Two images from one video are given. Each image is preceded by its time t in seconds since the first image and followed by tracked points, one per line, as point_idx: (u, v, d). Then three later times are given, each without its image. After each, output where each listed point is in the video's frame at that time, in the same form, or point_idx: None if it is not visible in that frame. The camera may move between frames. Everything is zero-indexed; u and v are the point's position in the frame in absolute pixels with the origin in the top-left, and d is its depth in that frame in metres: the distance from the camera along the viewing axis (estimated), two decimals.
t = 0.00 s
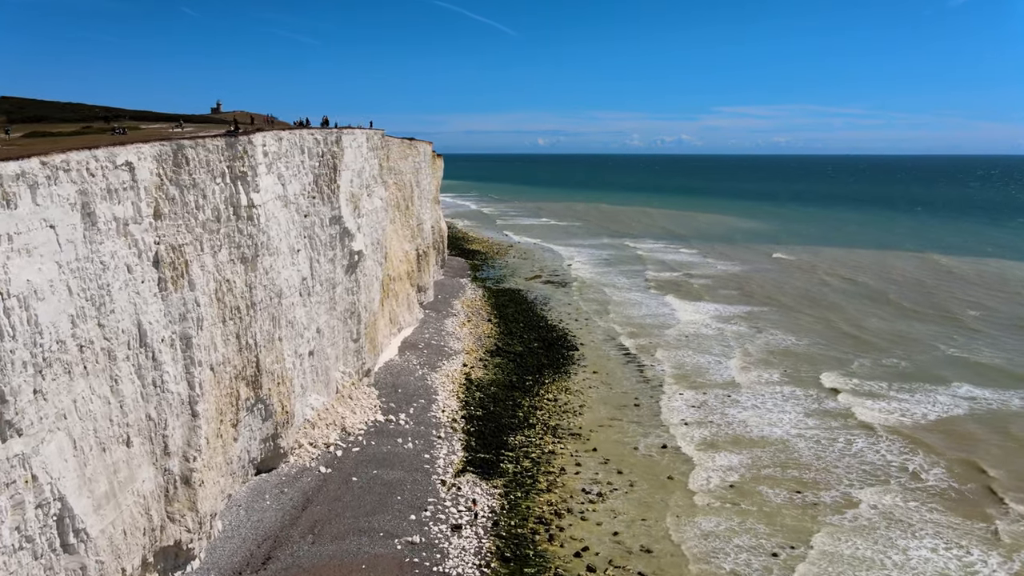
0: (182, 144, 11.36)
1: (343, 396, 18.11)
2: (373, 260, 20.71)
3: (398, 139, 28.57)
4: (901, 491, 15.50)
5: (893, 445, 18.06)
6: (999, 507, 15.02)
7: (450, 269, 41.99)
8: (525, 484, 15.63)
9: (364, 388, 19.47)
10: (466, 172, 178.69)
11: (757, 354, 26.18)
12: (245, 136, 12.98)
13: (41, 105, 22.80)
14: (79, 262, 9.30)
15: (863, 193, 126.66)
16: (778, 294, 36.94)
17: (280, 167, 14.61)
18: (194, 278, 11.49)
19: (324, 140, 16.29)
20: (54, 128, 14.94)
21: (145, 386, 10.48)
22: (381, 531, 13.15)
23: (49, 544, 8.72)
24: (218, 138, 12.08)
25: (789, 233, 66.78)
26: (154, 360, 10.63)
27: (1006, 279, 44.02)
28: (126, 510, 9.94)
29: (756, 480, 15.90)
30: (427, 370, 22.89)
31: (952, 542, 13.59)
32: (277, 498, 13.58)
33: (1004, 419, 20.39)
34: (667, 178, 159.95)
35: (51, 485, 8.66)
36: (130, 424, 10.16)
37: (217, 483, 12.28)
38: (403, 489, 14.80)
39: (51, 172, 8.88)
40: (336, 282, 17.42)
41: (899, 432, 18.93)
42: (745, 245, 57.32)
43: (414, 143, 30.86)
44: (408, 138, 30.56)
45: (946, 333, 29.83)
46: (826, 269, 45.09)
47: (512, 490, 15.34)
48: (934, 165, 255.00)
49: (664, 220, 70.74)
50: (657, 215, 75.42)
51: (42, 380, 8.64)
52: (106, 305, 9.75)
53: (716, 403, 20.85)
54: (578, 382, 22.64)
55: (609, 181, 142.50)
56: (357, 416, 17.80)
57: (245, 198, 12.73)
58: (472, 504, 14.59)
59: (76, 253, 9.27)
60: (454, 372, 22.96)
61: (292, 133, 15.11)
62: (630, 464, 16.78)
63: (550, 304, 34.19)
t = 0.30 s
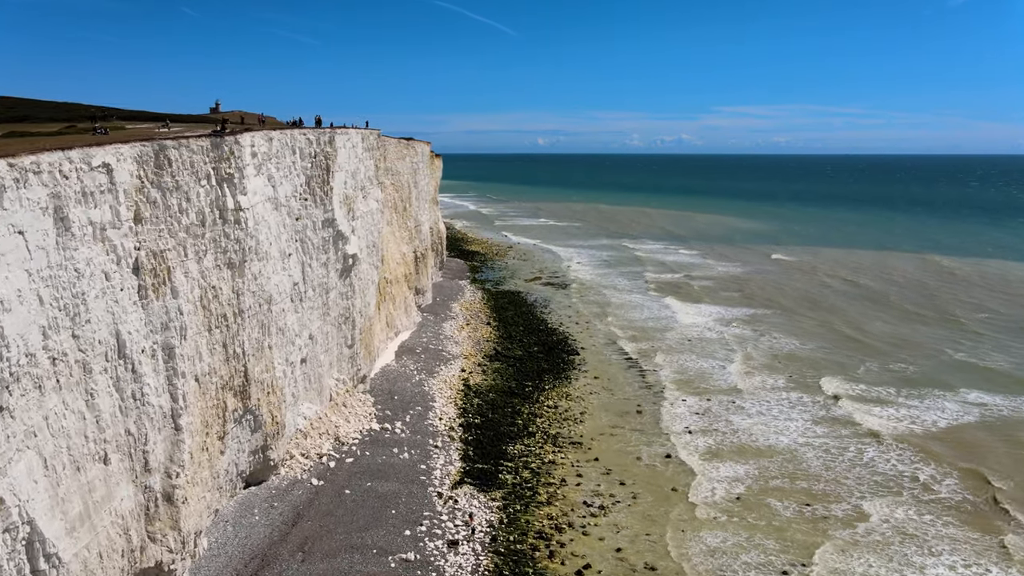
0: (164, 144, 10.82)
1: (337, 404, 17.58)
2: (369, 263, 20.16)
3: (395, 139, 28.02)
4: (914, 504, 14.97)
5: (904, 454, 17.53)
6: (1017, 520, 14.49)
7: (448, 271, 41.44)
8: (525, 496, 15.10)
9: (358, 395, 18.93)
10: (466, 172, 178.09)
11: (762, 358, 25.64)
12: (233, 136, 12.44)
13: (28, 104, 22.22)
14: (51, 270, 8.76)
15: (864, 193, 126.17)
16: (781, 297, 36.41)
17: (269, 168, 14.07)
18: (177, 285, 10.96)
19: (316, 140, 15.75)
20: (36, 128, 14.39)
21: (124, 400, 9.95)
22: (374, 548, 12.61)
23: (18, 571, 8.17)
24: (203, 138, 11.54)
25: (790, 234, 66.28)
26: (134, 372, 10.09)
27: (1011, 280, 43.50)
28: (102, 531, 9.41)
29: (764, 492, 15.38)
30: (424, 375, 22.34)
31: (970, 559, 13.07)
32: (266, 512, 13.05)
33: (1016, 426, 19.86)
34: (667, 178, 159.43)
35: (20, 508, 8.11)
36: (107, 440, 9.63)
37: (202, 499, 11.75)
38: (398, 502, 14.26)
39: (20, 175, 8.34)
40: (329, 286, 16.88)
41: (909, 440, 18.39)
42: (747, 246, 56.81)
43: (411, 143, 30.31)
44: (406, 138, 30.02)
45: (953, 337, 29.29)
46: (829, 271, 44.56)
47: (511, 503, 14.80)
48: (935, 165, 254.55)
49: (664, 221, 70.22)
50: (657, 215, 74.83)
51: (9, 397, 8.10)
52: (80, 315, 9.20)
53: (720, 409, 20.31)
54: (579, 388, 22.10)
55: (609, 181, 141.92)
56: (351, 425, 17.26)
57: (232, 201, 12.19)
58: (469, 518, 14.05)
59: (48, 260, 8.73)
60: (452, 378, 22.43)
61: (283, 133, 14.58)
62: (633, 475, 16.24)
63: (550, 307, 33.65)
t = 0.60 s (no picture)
0: (144, 144, 10.27)
1: (331, 413, 17.04)
2: (364, 267, 19.61)
3: (392, 139, 27.47)
4: (928, 517, 14.43)
5: (916, 464, 16.98)
6: None
7: (447, 273, 40.88)
8: (524, 510, 14.56)
9: (353, 403, 18.39)
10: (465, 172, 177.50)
11: (766, 363, 25.09)
12: (218, 136, 11.90)
13: (14, 103, 21.64)
14: (20, 280, 8.20)
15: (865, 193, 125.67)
16: (784, 299, 35.88)
17: (258, 169, 13.53)
18: (158, 293, 10.42)
19: (308, 141, 15.21)
20: (16, 128, 13.84)
21: (100, 415, 9.40)
22: (366, 567, 12.08)
23: None
24: (186, 138, 11.00)
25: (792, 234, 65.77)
26: (111, 386, 9.54)
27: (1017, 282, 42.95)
28: (75, 555, 8.88)
29: (772, 505, 14.84)
30: (421, 381, 21.80)
31: None
32: (254, 529, 12.51)
33: None
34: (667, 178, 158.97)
35: None
36: (81, 458, 9.08)
37: (186, 516, 11.21)
38: (392, 517, 13.72)
39: None
40: (322, 292, 16.33)
41: (921, 449, 17.85)
42: (748, 247, 56.27)
43: (408, 143, 29.76)
44: (403, 138, 29.47)
45: (960, 341, 28.76)
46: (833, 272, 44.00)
47: (510, 516, 14.26)
48: (935, 165, 253.98)
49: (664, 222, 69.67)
50: (658, 216, 74.29)
51: None
52: (52, 327, 8.64)
53: (725, 417, 19.77)
54: (580, 394, 21.57)
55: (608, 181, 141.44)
56: (345, 435, 16.72)
57: (217, 205, 11.65)
58: (465, 533, 13.51)
59: (16, 269, 8.17)
60: (449, 384, 21.88)
61: (273, 133, 14.05)
62: (636, 487, 15.70)
63: (550, 310, 33.09)
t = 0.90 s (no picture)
0: (122, 145, 9.71)
1: (323, 422, 16.49)
2: (358, 271, 19.06)
3: (389, 139, 26.93)
4: (944, 533, 13.89)
5: (929, 475, 16.45)
6: None
7: (446, 275, 40.33)
8: (523, 525, 14.02)
9: (347, 412, 17.85)
10: (464, 172, 176.90)
11: (771, 369, 24.55)
12: (202, 136, 11.34)
13: None
14: None
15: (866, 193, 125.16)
16: (787, 302, 35.35)
17: (245, 171, 12.97)
18: (136, 302, 9.88)
19: (299, 141, 14.66)
20: None
21: (72, 433, 8.85)
22: None
23: None
24: (167, 139, 10.43)
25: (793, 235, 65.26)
26: (84, 402, 8.99)
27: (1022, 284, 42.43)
28: None
29: (781, 519, 14.32)
30: (418, 388, 21.26)
31: None
32: (241, 547, 11.97)
33: None
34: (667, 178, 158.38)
35: None
36: (52, 479, 8.54)
37: (167, 536, 10.67)
38: (386, 533, 13.18)
39: None
40: (314, 297, 15.79)
41: (933, 459, 17.32)
42: (750, 248, 55.73)
43: (406, 143, 29.23)
44: (400, 138, 28.93)
45: (968, 345, 28.23)
46: (836, 274, 43.47)
47: (509, 532, 13.72)
48: (936, 165, 253.64)
49: (666, 223, 68.88)
50: (658, 217, 73.74)
51: None
52: (19, 340, 8.08)
53: (730, 425, 19.23)
54: (581, 401, 21.04)
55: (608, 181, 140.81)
56: (338, 445, 16.18)
57: (201, 209, 11.10)
58: (461, 550, 12.96)
59: None
60: (447, 390, 21.33)
61: (261, 133, 13.50)
62: (639, 500, 15.16)
63: (550, 313, 32.56)
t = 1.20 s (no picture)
0: (97, 146, 9.16)
1: (316, 433, 15.93)
2: (353, 276, 18.51)
3: (385, 139, 26.37)
4: (962, 550, 13.35)
5: (943, 487, 15.91)
6: None
7: (444, 276, 39.78)
8: (522, 541, 13.47)
9: (341, 421, 17.30)
10: (464, 172, 176.32)
11: (776, 375, 24.00)
12: (184, 136, 10.79)
13: None
14: None
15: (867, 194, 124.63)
16: (791, 305, 34.80)
17: (231, 173, 12.42)
18: (112, 312, 9.32)
19: (289, 142, 14.11)
20: None
21: (41, 453, 8.30)
22: None
23: None
24: (146, 139, 9.88)
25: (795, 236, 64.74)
26: (54, 419, 8.43)
27: None
28: None
29: (791, 535, 13.79)
30: (415, 395, 20.71)
31: None
32: (226, 567, 11.41)
33: None
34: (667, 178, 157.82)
35: None
36: (18, 503, 7.99)
37: (146, 559, 10.11)
38: (379, 551, 12.62)
39: None
40: (306, 303, 15.24)
41: (946, 470, 16.78)
42: (752, 249, 55.18)
43: (403, 143, 28.68)
44: (397, 138, 28.38)
45: (977, 350, 27.68)
46: (840, 276, 42.93)
47: (508, 549, 13.17)
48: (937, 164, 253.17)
49: (666, 224, 68.35)
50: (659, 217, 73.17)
51: None
52: None
53: (736, 434, 18.69)
54: (582, 409, 20.49)
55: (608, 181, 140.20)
56: (331, 457, 15.62)
57: (183, 213, 10.54)
58: (458, 569, 12.41)
59: None
60: (444, 398, 20.78)
61: (249, 134, 12.95)
62: (643, 514, 14.62)
63: (550, 316, 32.00)
